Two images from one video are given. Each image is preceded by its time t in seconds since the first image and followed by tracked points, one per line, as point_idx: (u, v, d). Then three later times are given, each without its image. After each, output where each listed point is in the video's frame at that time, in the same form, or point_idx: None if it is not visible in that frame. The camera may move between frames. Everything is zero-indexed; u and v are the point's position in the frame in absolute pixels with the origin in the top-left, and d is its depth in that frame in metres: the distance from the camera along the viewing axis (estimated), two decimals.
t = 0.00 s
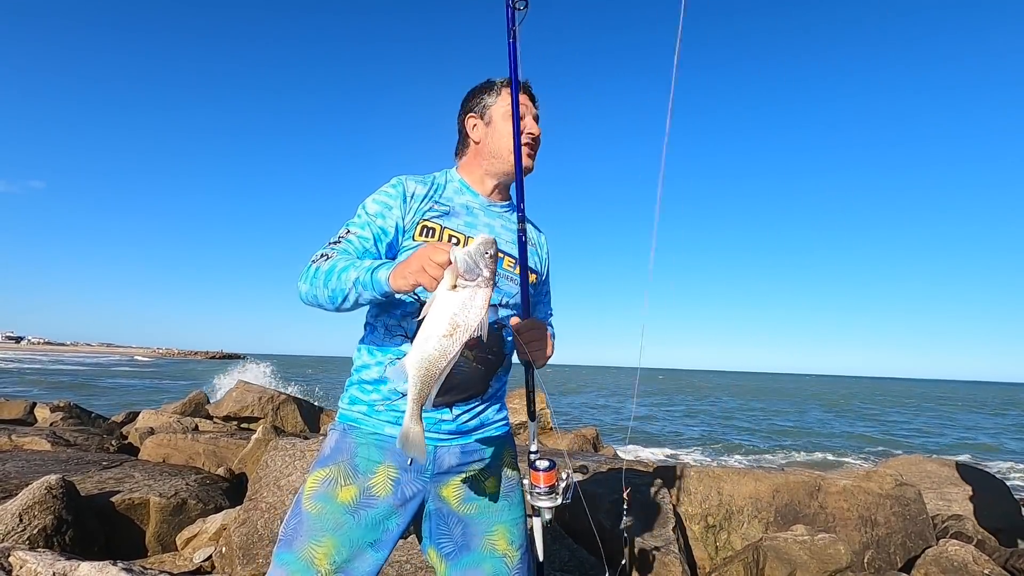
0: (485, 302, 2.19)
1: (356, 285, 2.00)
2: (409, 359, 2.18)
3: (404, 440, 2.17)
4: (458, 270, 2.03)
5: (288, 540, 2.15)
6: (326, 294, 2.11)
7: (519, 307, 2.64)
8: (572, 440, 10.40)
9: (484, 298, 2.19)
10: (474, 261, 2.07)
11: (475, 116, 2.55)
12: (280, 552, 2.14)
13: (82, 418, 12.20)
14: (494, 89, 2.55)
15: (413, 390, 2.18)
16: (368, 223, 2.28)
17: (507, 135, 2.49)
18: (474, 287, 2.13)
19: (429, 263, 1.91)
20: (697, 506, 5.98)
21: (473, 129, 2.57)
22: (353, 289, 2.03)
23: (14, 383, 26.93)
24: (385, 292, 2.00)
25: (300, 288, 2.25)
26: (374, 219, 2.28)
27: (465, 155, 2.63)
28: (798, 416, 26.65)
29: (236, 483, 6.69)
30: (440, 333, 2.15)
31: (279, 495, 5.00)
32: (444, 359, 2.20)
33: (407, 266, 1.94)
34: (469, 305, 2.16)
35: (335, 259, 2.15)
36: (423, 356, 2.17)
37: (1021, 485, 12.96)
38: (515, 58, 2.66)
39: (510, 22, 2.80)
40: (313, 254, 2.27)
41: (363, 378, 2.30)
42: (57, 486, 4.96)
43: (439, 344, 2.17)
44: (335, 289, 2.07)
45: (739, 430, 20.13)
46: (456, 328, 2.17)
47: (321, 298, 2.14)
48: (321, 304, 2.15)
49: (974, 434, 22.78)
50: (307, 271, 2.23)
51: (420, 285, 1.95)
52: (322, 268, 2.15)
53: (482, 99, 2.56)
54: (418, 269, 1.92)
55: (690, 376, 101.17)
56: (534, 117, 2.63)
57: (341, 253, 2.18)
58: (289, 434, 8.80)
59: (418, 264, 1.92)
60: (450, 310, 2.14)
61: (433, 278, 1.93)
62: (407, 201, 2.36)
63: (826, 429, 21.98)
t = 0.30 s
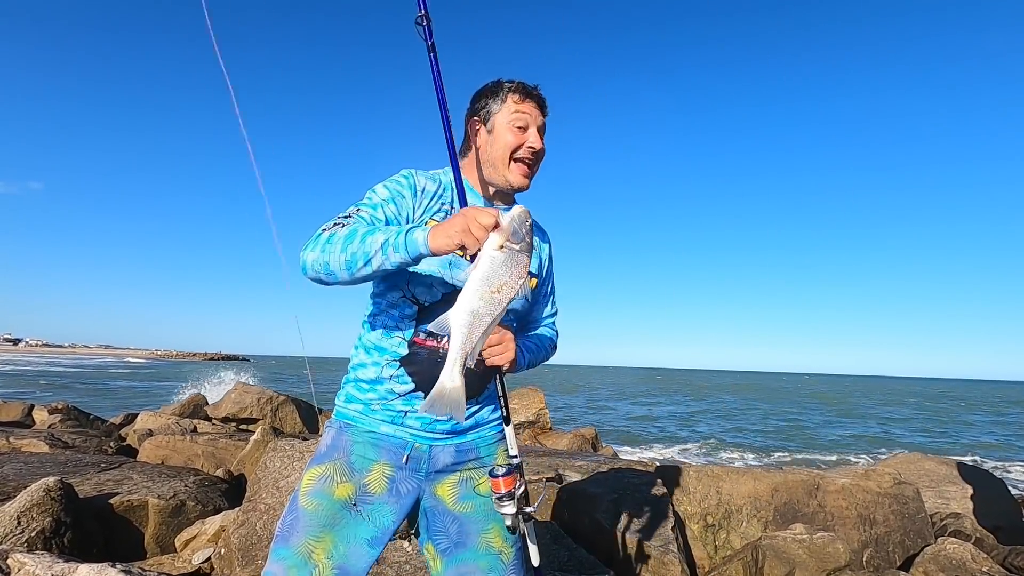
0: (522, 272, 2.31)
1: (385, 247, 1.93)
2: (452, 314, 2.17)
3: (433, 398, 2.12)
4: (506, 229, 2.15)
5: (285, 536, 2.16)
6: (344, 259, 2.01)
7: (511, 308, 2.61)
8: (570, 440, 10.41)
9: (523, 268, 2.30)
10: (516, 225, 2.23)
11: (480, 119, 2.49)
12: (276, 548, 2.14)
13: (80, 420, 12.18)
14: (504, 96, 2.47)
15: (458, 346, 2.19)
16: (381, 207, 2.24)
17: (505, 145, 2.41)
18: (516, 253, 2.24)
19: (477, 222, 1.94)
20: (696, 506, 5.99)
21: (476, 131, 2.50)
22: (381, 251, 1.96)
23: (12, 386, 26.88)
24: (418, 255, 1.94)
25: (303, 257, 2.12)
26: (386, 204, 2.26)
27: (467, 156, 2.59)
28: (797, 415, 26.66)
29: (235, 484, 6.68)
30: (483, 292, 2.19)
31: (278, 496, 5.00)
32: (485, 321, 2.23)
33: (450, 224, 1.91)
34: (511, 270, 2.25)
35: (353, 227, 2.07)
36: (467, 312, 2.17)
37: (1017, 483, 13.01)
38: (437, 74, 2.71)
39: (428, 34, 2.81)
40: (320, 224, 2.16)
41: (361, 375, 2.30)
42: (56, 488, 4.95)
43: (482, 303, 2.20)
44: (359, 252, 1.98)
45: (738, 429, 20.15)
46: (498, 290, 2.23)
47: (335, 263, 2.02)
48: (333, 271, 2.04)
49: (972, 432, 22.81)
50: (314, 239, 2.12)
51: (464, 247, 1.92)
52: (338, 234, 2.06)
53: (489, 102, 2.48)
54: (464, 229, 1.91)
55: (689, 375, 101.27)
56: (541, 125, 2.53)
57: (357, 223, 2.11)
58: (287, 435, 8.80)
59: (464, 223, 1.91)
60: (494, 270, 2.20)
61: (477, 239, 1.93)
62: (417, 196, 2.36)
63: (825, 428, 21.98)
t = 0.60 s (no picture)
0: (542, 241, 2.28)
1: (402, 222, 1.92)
2: (478, 292, 2.20)
3: (472, 374, 2.17)
4: (527, 206, 2.11)
5: (281, 536, 2.16)
6: (356, 235, 1.99)
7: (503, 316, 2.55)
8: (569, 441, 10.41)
9: (543, 241, 2.29)
10: (535, 201, 2.16)
11: (505, 148, 2.34)
12: (272, 549, 2.14)
13: (77, 423, 12.15)
14: (539, 140, 2.31)
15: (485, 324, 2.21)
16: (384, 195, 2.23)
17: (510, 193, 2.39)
18: (538, 228, 2.22)
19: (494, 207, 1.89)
20: (695, 506, 5.99)
21: (495, 153, 2.38)
22: (397, 225, 1.95)
23: (9, 390, 26.84)
24: (437, 228, 1.93)
25: (309, 238, 2.10)
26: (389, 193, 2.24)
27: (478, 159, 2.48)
28: (795, 414, 26.69)
29: (233, 487, 6.67)
30: (506, 266, 2.19)
31: (276, 499, 4.99)
32: (509, 293, 2.25)
33: (469, 200, 1.89)
34: (532, 245, 2.24)
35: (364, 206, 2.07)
36: (491, 286, 2.19)
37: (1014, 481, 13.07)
38: (384, 91, 2.58)
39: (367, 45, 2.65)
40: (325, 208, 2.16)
41: (359, 377, 2.30)
42: (53, 492, 4.94)
43: (506, 278, 2.21)
44: (374, 229, 1.97)
45: (736, 429, 20.18)
46: (520, 264, 2.22)
47: (346, 241, 2.01)
48: (343, 248, 2.02)
49: (969, 430, 22.87)
50: (320, 221, 2.10)
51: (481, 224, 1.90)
52: (347, 214, 2.05)
53: (521, 139, 2.31)
54: (484, 204, 1.88)
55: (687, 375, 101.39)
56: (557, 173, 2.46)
57: (366, 204, 2.09)
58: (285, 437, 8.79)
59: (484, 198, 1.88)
60: (516, 247, 2.19)
61: (496, 216, 1.91)
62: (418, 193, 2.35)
63: (823, 427, 22.02)
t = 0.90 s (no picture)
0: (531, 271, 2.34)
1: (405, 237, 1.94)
2: (469, 310, 2.25)
3: (461, 391, 2.20)
4: (521, 235, 2.19)
5: (280, 539, 2.15)
6: (359, 244, 1.99)
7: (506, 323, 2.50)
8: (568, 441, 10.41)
9: (533, 271, 2.35)
10: (530, 231, 2.27)
11: (518, 155, 2.33)
12: (270, 552, 2.14)
13: (75, 426, 12.12)
14: (553, 155, 2.31)
15: (473, 342, 2.27)
16: (388, 200, 2.28)
17: (516, 201, 2.39)
18: (529, 257, 2.29)
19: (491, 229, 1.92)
20: (695, 505, 5.99)
21: (507, 159, 2.37)
22: (401, 240, 1.97)
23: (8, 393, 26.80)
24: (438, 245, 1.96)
25: (308, 242, 2.09)
26: (393, 198, 2.28)
27: (488, 164, 2.46)
28: (794, 413, 26.72)
29: (232, 489, 6.66)
30: (498, 290, 2.24)
31: (275, 501, 4.98)
32: (496, 317, 2.29)
33: (469, 221, 1.92)
34: (523, 272, 2.29)
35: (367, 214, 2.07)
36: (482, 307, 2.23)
37: (1011, 479, 13.10)
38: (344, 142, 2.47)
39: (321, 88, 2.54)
40: (326, 211, 2.15)
41: (357, 378, 2.29)
42: (50, 495, 4.92)
43: (496, 301, 2.25)
44: (376, 240, 1.98)
45: (735, 428, 20.21)
46: (510, 289, 2.27)
47: (347, 247, 2.01)
48: (345, 256, 2.02)
49: (968, 429, 22.91)
50: (322, 226, 2.10)
51: (479, 246, 1.94)
52: (351, 220, 2.05)
53: (535, 150, 2.30)
54: (483, 228, 1.91)
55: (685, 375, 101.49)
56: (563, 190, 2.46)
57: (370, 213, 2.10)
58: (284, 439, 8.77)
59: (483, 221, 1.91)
60: (508, 272, 2.23)
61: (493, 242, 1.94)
62: (424, 191, 2.35)
63: (822, 426, 22.04)
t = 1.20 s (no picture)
0: (514, 304, 2.34)
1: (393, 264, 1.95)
2: (449, 342, 2.22)
3: (437, 415, 2.17)
4: (504, 265, 2.17)
5: (278, 542, 2.14)
6: (351, 269, 2.00)
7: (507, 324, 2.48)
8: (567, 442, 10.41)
9: (517, 301, 2.34)
10: (515, 260, 2.26)
11: (512, 145, 2.34)
12: (269, 555, 2.13)
13: (72, 430, 12.08)
14: (547, 146, 2.29)
15: (453, 372, 2.23)
16: (384, 208, 2.26)
17: (508, 191, 2.36)
18: (513, 287, 2.28)
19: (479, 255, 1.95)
20: (693, 506, 5.99)
21: (502, 151, 2.38)
22: (391, 267, 1.98)
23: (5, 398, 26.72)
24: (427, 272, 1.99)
25: (307, 260, 2.11)
26: (389, 204, 2.27)
27: (488, 160, 2.48)
28: (793, 413, 26.73)
29: (229, 492, 6.64)
30: (479, 322, 2.24)
31: (273, 504, 4.97)
32: (477, 349, 2.29)
33: (454, 251, 1.95)
34: (505, 303, 2.29)
35: (359, 234, 2.06)
36: (462, 339, 2.22)
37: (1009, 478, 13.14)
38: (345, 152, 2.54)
39: (329, 107, 2.68)
40: (320, 228, 2.16)
41: (356, 378, 2.28)
42: (47, 500, 4.90)
43: (477, 333, 2.25)
44: (366, 266, 1.98)
45: (733, 428, 20.20)
46: (493, 321, 2.28)
47: (340, 272, 2.02)
48: (340, 279, 2.04)
49: (966, 427, 22.95)
50: (317, 245, 2.11)
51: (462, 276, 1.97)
52: (343, 241, 2.05)
53: (529, 139, 2.30)
54: (468, 257, 1.94)
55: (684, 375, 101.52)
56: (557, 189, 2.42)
57: (365, 231, 2.10)
58: (282, 442, 8.75)
59: (470, 249, 1.94)
60: (491, 303, 2.24)
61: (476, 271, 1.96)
62: (422, 193, 2.35)
63: (821, 425, 22.04)
